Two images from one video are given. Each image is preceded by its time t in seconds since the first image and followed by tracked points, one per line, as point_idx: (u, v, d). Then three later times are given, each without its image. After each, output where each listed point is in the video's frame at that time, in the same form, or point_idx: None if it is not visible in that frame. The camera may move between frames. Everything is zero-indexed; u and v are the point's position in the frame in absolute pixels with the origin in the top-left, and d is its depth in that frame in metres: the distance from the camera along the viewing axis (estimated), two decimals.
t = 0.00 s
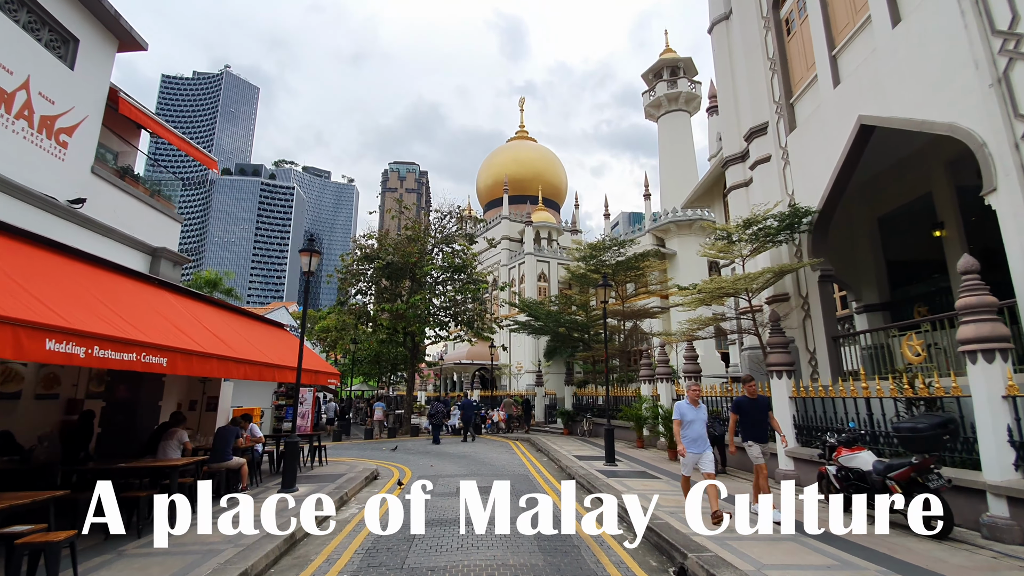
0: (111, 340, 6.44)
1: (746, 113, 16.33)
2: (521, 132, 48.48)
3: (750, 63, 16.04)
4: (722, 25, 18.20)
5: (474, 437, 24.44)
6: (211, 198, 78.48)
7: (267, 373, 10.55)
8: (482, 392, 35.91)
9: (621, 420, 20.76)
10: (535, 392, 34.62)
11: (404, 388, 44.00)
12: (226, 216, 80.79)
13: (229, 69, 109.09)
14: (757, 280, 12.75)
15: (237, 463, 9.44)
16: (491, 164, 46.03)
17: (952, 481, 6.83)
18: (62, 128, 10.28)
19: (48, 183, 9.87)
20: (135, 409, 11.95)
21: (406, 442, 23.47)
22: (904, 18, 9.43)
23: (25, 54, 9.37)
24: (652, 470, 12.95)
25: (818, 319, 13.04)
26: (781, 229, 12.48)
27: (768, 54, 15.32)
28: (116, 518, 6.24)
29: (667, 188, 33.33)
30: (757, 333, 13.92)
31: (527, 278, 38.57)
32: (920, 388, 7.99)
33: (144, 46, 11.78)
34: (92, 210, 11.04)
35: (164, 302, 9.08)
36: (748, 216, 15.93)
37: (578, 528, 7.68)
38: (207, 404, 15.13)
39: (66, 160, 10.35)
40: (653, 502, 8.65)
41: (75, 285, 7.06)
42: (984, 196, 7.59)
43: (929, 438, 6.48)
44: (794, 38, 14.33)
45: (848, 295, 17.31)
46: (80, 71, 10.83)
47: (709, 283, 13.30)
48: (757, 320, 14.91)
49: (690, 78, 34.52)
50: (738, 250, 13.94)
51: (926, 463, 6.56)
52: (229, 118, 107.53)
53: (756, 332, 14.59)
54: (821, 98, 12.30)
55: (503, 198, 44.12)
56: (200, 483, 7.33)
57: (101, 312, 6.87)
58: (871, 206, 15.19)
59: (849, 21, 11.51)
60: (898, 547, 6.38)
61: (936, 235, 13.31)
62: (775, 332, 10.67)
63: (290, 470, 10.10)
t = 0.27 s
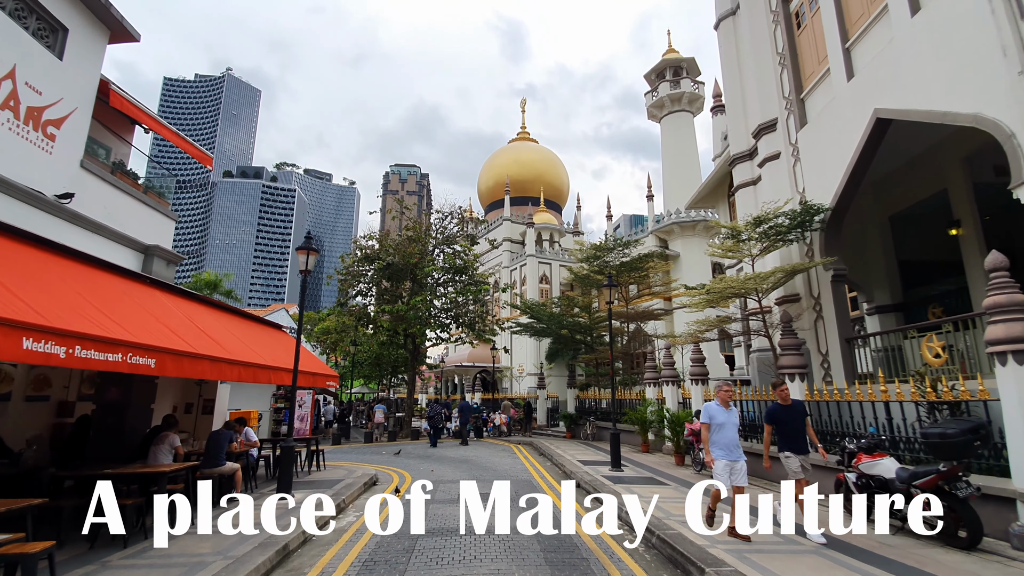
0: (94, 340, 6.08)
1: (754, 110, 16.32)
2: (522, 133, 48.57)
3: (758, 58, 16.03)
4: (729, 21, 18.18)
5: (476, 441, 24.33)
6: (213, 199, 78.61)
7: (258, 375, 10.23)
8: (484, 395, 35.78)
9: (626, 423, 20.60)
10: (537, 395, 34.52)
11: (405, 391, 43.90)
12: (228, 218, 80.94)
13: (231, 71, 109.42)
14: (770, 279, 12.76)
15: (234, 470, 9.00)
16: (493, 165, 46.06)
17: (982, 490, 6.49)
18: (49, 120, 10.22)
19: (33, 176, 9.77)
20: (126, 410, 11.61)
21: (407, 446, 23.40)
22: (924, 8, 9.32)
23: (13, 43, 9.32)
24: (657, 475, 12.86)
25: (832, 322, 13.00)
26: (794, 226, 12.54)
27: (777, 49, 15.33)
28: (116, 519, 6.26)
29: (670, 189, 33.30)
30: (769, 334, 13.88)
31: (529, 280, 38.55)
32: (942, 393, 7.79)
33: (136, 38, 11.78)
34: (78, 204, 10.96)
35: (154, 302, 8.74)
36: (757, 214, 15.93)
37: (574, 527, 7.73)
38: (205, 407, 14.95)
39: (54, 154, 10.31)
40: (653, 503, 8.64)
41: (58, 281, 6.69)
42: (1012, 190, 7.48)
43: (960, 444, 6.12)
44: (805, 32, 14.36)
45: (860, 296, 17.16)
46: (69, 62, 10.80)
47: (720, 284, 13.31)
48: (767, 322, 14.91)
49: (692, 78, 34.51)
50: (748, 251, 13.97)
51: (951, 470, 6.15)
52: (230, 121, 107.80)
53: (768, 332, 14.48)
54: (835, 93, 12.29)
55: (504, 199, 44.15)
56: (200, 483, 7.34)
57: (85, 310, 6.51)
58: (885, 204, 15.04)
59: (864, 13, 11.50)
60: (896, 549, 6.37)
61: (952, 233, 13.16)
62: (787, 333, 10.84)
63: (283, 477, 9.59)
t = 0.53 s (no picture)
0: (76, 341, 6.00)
1: (761, 105, 15.65)
2: (524, 132, 48.56)
3: (766, 53, 15.30)
4: (734, 14, 17.42)
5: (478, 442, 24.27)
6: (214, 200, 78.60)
7: (252, 376, 10.11)
8: (486, 396, 35.69)
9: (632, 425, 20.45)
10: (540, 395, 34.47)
11: (407, 391, 43.87)
12: (230, 219, 81.05)
13: (232, 71, 109.69)
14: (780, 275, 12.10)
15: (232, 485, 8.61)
16: (494, 165, 46.08)
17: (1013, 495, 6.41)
18: (34, 112, 10.12)
19: (19, 171, 9.68)
20: (117, 414, 10.96)
21: (409, 447, 23.39)
22: None
23: None
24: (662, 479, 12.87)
25: (845, 322, 12.34)
26: (805, 223, 11.74)
27: (785, 42, 14.60)
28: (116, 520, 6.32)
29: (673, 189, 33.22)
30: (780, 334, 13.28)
31: (531, 280, 38.53)
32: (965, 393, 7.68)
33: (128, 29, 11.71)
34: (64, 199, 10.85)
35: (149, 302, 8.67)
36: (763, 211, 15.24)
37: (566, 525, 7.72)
38: (199, 409, 14.83)
39: (42, 147, 10.24)
40: (653, 503, 8.65)
41: (45, 280, 6.63)
42: None
43: (991, 449, 6.04)
44: (814, 24, 13.64)
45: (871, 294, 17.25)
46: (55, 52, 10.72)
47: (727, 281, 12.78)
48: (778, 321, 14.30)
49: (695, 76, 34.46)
50: (756, 248, 13.39)
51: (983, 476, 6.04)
52: (232, 122, 107.90)
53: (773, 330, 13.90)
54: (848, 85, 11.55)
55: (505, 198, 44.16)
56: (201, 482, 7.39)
57: (69, 310, 6.43)
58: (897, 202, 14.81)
59: (878, 1, 10.82)
60: (891, 554, 6.44)
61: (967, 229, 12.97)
62: (799, 332, 10.53)
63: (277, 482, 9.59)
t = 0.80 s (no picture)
0: (54, 339, 5.96)
1: (772, 99, 15.20)
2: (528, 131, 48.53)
3: (779, 44, 14.83)
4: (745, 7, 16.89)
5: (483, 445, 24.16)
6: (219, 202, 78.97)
7: (245, 377, 10.04)
8: (490, 398, 35.49)
9: (639, 427, 20.33)
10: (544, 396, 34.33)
11: (411, 393, 43.76)
12: (234, 220, 81.33)
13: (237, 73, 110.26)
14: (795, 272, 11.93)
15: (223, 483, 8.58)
16: (498, 164, 46.08)
17: None
18: (16, 100, 10.12)
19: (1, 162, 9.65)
20: (104, 415, 11.10)
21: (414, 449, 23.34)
22: None
23: None
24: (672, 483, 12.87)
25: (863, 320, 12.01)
26: (819, 218, 11.42)
27: (798, 31, 14.05)
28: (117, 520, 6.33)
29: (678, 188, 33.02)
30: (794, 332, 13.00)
31: (535, 280, 38.47)
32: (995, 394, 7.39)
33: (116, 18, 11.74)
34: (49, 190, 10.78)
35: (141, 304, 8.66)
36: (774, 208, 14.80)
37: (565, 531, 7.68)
38: (198, 409, 14.91)
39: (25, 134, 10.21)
40: (652, 503, 8.67)
41: (23, 277, 6.54)
42: None
43: None
44: (828, 12, 13.03)
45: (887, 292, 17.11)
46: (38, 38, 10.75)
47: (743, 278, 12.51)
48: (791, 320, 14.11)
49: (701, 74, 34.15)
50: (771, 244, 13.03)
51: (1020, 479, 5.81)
52: (237, 124, 108.27)
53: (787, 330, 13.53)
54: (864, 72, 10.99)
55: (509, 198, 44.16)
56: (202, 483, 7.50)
57: (51, 308, 6.41)
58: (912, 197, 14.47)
59: None
60: (885, 556, 6.47)
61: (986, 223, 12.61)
62: (816, 331, 10.49)
63: (274, 485, 9.68)
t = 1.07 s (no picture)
0: (24, 342, 5.48)
1: (783, 97, 14.83)
2: (532, 135, 48.71)
3: (791, 40, 14.48)
4: (753, 6, 16.49)
5: (486, 453, 23.95)
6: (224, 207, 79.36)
7: (240, 386, 9.57)
8: (494, 405, 35.16)
9: (646, 434, 20.10)
10: (549, 402, 34.10)
11: (414, 399, 43.56)
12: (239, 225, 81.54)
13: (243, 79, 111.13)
14: (807, 277, 11.45)
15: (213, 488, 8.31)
16: (502, 169, 46.10)
17: None
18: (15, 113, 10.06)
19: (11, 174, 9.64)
20: (96, 424, 9.96)
21: (417, 456, 23.21)
22: None
23: None
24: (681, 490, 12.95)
25: (879, 326, 11.64)
26: (834, 220, 11.02)
27: (810, 28, 13.74)
28: (116, 519, 6.25)
29: (684, 191, 32.99)
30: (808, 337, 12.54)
31: (540, 285, 38.42)
32: None
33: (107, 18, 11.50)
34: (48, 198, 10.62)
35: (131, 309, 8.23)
36: (786, 210, 14.26)
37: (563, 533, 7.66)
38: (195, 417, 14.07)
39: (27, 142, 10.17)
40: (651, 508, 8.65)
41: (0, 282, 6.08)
42: None
43: None
44: (842, 9, 12.71)
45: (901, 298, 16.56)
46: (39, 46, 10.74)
47: (756, 285, 11.90)
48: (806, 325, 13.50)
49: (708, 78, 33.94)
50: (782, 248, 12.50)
51: None
52: (243, 130, 108.57)
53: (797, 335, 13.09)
54: (880, 69, 10.66)
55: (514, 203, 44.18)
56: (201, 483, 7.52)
57: (25, 312, 5.95)
58: (931, 194, 13.86)
59: None
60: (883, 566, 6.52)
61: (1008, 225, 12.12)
62: (831, 336, 9.80)
63: (269, 493, 9.41)
